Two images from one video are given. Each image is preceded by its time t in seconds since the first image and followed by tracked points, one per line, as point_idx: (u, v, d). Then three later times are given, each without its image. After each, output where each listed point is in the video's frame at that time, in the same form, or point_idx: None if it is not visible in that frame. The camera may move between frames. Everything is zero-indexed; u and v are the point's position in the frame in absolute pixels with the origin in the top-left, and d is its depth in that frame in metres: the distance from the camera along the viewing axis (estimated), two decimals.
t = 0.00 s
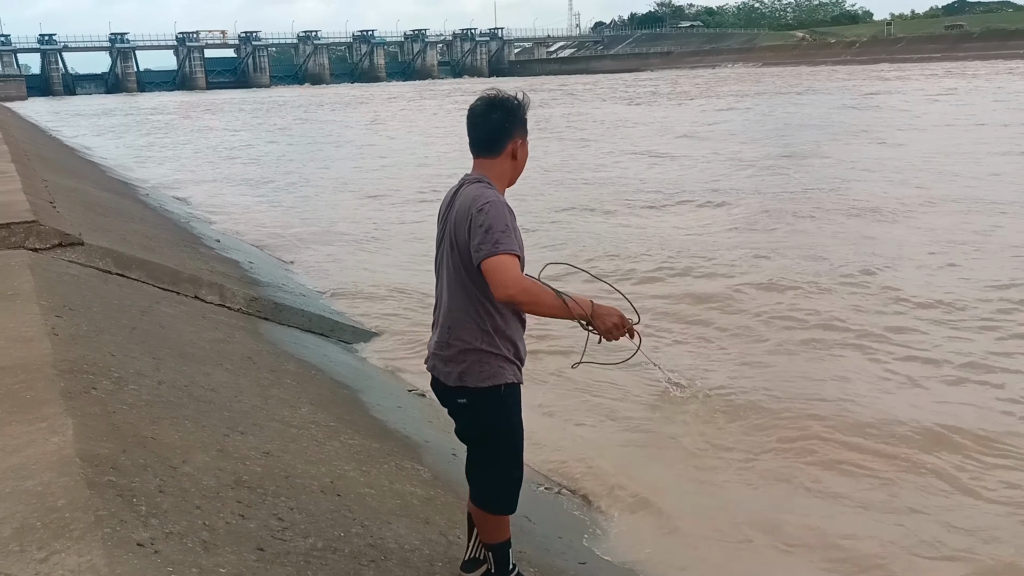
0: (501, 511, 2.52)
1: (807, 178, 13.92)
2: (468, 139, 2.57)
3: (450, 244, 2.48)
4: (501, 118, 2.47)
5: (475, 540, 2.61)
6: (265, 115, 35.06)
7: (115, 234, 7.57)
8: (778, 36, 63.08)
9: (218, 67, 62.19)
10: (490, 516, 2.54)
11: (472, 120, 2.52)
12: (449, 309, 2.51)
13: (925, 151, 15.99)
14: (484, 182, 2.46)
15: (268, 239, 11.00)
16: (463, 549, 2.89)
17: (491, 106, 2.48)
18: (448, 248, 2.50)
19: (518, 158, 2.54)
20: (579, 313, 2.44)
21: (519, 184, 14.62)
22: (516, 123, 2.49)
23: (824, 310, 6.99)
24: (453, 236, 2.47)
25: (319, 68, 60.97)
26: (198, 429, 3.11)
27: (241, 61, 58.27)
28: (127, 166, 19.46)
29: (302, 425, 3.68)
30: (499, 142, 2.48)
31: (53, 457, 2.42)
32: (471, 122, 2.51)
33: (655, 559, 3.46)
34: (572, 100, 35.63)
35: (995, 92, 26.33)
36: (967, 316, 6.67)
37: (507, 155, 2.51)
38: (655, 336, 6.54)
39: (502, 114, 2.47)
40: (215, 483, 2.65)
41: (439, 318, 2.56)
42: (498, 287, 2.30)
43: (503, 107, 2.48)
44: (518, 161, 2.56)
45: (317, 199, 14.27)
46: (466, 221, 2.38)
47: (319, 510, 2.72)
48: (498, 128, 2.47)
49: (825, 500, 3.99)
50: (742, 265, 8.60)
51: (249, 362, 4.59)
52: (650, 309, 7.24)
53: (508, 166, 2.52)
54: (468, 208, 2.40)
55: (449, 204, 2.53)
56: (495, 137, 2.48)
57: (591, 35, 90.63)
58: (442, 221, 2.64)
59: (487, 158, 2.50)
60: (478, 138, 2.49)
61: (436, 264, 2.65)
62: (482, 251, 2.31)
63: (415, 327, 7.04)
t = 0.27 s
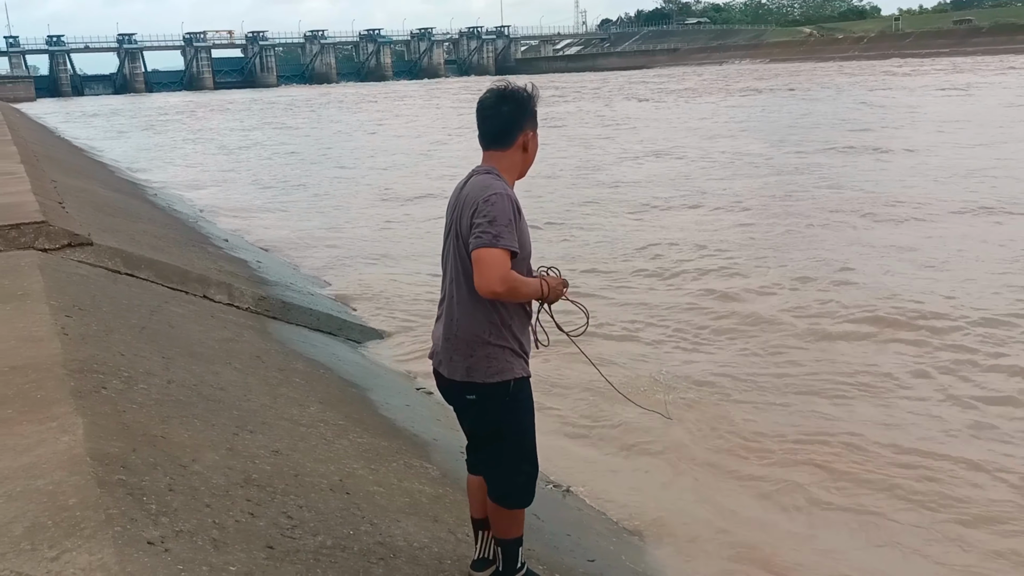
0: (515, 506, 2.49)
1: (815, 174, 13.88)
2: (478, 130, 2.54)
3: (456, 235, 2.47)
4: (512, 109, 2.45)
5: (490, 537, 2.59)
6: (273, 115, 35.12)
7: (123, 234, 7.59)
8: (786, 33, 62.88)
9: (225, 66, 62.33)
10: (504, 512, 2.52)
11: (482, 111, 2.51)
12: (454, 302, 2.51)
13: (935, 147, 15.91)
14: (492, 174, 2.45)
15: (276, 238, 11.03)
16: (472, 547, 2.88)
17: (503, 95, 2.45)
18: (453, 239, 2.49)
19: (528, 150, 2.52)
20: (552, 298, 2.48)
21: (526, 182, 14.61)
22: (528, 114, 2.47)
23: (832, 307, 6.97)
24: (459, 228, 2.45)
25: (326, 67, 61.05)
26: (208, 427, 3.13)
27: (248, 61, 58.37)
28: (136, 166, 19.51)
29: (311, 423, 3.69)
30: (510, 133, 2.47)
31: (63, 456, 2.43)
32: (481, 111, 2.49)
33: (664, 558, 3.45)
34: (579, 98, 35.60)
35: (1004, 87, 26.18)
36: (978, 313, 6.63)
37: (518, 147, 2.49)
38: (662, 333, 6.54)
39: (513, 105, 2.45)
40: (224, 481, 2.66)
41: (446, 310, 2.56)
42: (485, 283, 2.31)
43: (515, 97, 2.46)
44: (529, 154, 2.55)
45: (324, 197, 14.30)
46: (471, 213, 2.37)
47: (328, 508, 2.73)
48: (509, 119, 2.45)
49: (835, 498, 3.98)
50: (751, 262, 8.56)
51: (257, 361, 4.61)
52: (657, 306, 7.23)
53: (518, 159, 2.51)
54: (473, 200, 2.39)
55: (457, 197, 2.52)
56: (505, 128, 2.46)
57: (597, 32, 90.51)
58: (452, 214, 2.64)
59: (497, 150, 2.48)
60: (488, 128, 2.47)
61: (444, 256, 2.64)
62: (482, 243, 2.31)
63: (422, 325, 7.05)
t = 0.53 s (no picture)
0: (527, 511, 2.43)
1: (821, 171, 13.86)
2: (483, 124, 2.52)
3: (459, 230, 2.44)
4: (515, 102, 2.42)
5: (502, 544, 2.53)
6: (278, 114, 35.18)
7: (130, 233, 7.62)
8: (791, 29, 62.73)
9: (231, 66, 62.45)
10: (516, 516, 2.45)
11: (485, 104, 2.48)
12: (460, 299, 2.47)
13: (942, 142, 15.88)
14: (494, 166, 2.42)
15: (282, 237, 11.06)
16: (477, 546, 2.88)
17: (506, 88, 2.42)
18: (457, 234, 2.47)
19: (533, 143, 2.49)
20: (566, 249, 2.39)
21: (531, 181, 14.62)
22: (531, 106, 2.44)
23: (838, 304, 6.97)
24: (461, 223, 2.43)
25: (331, 66, 61.14)
26: (213, 426, 3.14)
27: (254, 60, 58.53)
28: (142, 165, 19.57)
29: (316, 421, 3.69)
30: (513, 127, 2.44)
31: (69, 455, 2.44)
32: (484, 104, 2.47)
33: (668, 554, 3.45)
34: (585, 95, 35.58)
35: (1012, 83, 26.08)
36: (985, 310, 6.60)
37: (523, 140, 2.46)
38: (667, 331, 6.54)
39: (517, 97, 2.42)
40: (229, 480, 2.67)
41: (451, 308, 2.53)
42: (490, 259, 2.24)
43: (519, 89, 2.43)
44: (534, 147, 2.51)
45: (330, 196, 14.32)
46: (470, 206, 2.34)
47: (333, 506, 2.73)
48: (512, 112, 2.42)
49: (839, 496, 3.96)
50: (757, 260, 8.55)
51: (263, 360, 4.62)
52: (662, 304, 7.23)
53: (522, 152, 2.48)
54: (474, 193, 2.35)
55: (461, 192, 2.50)
56: (509, 121, 2.43)
57: (602, 29, 90.44)
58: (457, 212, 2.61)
59: (501, 144, 2.45)
60: (492, 121, 2.45)
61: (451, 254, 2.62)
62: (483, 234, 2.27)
63: (427, 323, 7.06)
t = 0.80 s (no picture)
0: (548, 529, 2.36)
1: (825, 168, 13.85)
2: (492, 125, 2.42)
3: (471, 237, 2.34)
4: (526, 102, 2.32)
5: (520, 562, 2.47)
6: (284, 113, 35.25)
7: (134, 233, 7.63)
8: (796, 26, 62.61)
9: (236, 65, 62.58)
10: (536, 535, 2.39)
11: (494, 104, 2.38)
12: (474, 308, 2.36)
13: (947, 139, 15.86)
14: (507, 169, 2.31)
15: (287, 235, 11.09)
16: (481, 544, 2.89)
17: (516, 87, 2.33)
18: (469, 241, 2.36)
19: (545, 144, 2.40)
20: (592, 228, 2.23)
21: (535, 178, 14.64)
22: (543, 106, 2.35)
23: (842, 302, 6.97)
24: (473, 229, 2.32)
25: (335, 65, 61.23)
26: (216, 424, 3.14)
27: (258, 59, 58.61)
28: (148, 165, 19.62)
29: (320, 420, 3.70)
30: (525, 128, 2.34)
31: (74, 454, 2.44)
32: (493, 104, 2.37)
33: (672, 552, 3.43)
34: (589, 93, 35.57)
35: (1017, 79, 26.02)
36: (989, 307, 6.59)
37: (537, 142, 2.37)
38: (671, 328, 6.54)
39: (527, 96, 2.32)
40: (232, 478, 2.67)
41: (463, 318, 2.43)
42: (505, 272, 2.11)
43: (529, 89, 2.34)
44: (546, 148, 2.42)
45: (334, 195, 14.35)
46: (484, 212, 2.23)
47: (336, 504, 2.74)
48: (523, 111, 2.33)
49: (845, 496, 3.94)
50: (761, 257, 8.54)
51: (267, 358, 4.62)
52: (667, 302, 7.23)
53: (535, 154, 2.38)
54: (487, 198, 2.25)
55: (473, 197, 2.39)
56: (521, 121, 2.33)
57: (607, 27, 90.38)
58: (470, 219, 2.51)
59: (512, 145, 2.36)
60: (501, 122, 2.35)
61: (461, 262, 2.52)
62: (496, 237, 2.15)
63: (432, 321, 7.08)
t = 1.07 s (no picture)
0: (559, 539, 2.34)
1: (830, 165, 13.84)
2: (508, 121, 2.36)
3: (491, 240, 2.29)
4: (546, 98, 2.27)
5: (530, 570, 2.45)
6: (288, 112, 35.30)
7: (140, 232, 7.64)
8: (801, 23, 62.48)
9: (240, 64, 62.65)
10: (547, 544, 2.37)
11: (511, 100, 2.32)
12: (497, 314, 2.31)
13: (951, 135, 15.84)
14: (529, 168, 2.26)
15: (292, 234, 11.11)
16: (486, 541, 2.90)
17: (536, 83, 2.26)
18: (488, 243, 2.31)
19: (565, 140, 2.34)
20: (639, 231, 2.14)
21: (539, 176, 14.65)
22: (564, 101, 2.29)
23: (846, 299, 6.96)
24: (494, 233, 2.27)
25: (339, 64, 61.27)
26: (221, 423, 3.14)
27: (263, 58, 58.66)
28: (152, 164, 19.67)
29: (324, 418, 3.70)
30: (545, 124, 2.28)
31: (79, 453, 2.45)
32: (511, 100, 2.30)
33: (677, 551, 3.44)
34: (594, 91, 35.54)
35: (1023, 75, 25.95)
36: (993, 304, 6.59)
37: (558, 139, 2.31)
38: (675, 326, 6.55)
39: (547, 92, 2.26)
40: (237, 477, 2.68)
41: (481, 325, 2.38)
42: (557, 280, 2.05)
43: (549, 83, 2.27)
44: (566, 143, 2.36)
45: (339, 194, 14.37)
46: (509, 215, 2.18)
47: (341, 503, 2.74)
48: (543, 108, 2.27)
49: (851, 497, 3.93)
50: (765, 255, 8.54)
51: (272, 357, 4.63)
52: (671, 300, 7.24)
53: (556, 150, 2.33)
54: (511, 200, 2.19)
55: (493, 196, 2.31)
56: (541, 117, 2.27)
57: (611, 25, 90.30)
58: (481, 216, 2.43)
59: (532, 142, 2.30)
60: (520, 118, 2.29)
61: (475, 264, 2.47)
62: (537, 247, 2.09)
63: (436, 320, 7.09)
